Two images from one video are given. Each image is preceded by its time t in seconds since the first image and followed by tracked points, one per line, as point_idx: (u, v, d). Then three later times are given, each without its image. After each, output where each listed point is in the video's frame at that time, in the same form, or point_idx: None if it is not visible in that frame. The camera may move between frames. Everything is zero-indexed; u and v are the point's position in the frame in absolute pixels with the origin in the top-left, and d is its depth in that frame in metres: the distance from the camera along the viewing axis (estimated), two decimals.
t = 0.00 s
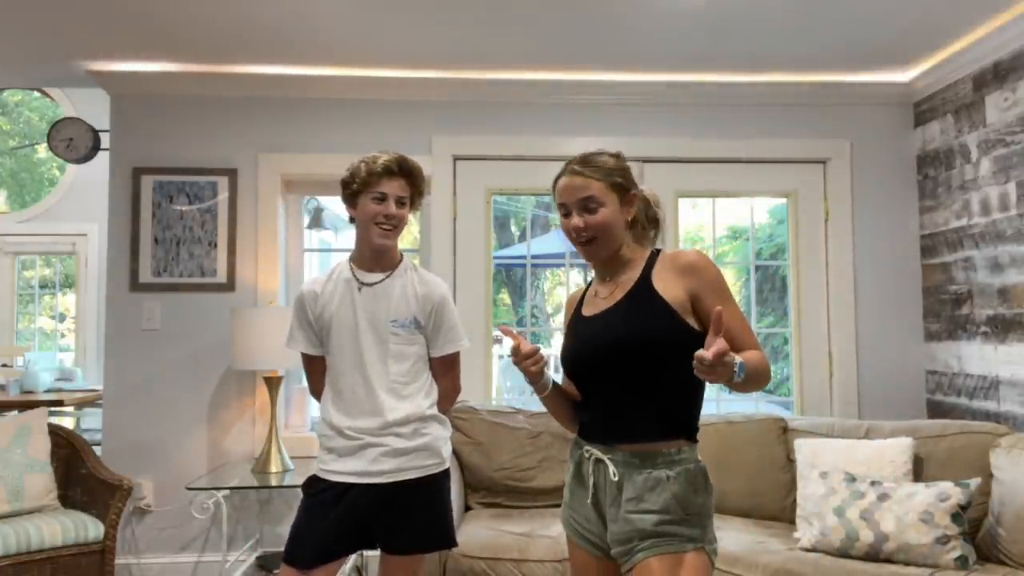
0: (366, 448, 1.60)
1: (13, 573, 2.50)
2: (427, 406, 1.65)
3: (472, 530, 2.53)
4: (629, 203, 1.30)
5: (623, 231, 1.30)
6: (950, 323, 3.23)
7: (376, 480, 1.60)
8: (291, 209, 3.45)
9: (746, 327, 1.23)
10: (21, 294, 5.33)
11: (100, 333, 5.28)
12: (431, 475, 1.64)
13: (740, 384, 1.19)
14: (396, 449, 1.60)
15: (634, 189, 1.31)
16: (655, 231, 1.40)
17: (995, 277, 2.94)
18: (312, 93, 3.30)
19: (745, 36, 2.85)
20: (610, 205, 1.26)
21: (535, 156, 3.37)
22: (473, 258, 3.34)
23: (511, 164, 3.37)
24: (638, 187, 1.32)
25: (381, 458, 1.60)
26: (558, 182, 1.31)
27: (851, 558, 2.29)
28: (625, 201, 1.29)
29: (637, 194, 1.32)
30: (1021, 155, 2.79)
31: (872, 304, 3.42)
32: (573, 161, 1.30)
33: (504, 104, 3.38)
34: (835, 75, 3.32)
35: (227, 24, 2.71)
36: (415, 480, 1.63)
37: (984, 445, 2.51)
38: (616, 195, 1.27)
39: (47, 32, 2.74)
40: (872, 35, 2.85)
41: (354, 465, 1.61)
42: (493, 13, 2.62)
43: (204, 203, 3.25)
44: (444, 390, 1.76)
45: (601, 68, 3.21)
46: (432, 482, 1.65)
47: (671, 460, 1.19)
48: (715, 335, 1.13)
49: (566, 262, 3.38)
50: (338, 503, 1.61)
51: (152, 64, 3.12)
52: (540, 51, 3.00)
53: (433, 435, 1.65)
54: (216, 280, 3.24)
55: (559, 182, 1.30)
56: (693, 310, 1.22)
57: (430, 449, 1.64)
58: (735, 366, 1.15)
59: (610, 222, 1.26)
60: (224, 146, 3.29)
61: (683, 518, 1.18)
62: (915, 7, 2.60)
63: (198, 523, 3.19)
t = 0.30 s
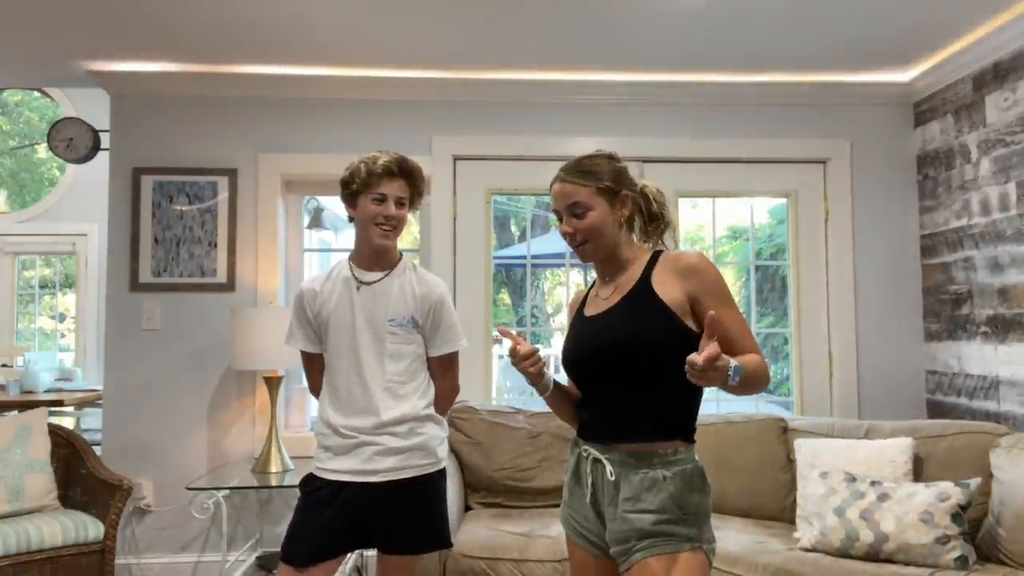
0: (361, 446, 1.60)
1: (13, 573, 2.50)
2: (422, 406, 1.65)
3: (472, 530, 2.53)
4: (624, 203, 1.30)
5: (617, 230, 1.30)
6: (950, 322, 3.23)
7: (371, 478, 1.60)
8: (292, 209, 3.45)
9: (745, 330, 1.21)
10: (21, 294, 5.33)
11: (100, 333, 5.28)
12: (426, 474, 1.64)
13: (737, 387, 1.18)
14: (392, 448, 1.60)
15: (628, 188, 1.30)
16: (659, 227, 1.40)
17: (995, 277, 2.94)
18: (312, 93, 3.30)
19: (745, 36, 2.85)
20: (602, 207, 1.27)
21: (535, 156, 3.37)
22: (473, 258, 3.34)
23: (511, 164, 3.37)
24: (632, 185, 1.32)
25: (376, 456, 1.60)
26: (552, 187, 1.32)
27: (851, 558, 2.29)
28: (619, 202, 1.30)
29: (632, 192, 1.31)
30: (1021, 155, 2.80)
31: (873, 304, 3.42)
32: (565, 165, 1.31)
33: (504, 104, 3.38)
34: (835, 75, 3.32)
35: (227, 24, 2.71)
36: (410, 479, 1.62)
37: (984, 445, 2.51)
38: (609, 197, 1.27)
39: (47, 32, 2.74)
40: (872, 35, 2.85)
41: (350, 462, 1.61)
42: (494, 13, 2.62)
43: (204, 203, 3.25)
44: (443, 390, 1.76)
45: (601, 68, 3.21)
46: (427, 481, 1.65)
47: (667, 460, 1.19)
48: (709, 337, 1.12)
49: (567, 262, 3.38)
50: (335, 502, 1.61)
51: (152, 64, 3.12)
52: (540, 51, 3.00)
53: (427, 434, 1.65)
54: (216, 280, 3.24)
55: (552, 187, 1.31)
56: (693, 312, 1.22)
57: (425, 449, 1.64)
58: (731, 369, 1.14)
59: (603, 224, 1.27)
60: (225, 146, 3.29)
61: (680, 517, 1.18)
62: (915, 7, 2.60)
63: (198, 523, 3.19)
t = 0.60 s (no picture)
0: (360, 446, 1.60)
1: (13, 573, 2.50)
2: (422, 406, 1.65)
3: (472, 530, 2.53)
4: (615, 202, 1.29)
5: (609, 230, 1.30)
6: (950, 322, 3.23)
7: (370, 478, 1.60)
8: (291, 210, 3.45)
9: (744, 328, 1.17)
10: (21, 294, 5.33)
11: (100, 333, 5.28)
12: (425, 473, 1.64)
13: (731, 384, 1.13)
14: (391, 448, 1.60)
15: (617, 187, 1.30)
16: (655, 225, 1.38)
17: (995, 277, 2.94)
18: (312, 93, 3.30)
19: (744, 36, 2.84)
20: (592, 207, 1.27)
21: (535, 156, 3.37)
22: (473, 258, 3.34)
23: (511, 164, 3.37)
24: (624, 184, 1.31)
25: (375, 456, 1.60)
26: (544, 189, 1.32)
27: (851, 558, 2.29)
28: (610, 202, 1.29)
29: (624, 191, 1.31)
30: (1021, 155, 2.79)
31: (873, 304, 3.42)
32: (555, 167, 1.31)
33: (504, 104, 3.38)
34: (835, 75, 3.32)
35: (226, 23, 2.70)
36: (409, 478, 1.62)
37: (984, 445, 2.50)
38: (599, 197, 1.27)
39: (47, 32, 2.74)
40: (871, 35, 2.85)
41: (350, 462, 1.61)
42: (493, 13, 2.61)
43: (204, 203, 3.25)
44: (442, 391, 1.76)
45: (601, 68, 3.21)
46: (426, 481, 1.65)
47: (662, 459, 1.19)
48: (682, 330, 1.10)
49: (567, 262, 3.38)
50: (334, 502, 1.61)
51: (152, 64, 3.12)
52: (540, 51, 3.00)
53: (426, 434, 1.65)
54: (216, 280, 3.24)
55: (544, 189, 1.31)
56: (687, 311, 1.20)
57: (425, 448, 1.64)
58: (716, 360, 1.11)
59: (592, 224, 1.27)
60: (225, 146, 3.29)
61: (675, 516, 1.17)
62: (915, 7, 2.60)
63: (198, 523, 3.19)
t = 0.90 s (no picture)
0: (360, 446, 1.60)
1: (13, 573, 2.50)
2: (422, 407, 1.65)
3: (473, 529, 2.53)
4: (622, 190, 1.20)
5: (616, 219, 1.21)
6: (950, 323, 3.23)
7: (370, 477, 1.60)
8: (291, 209, 3.45)
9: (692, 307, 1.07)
10: (21, 294, 5.33)
11: (100, 333, 5.28)
12: (425, 473, 1.64)
13: (625, 312, 1.01)
14: (391, 448, 1.60)
15: (625, 173, 1.20)
16: (663, 210, 1.29)
17: (994, 277, 2.94)
18: (312, 93, 3.30)
19: (744, 36, 2.84)
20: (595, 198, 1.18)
21: (535, 156, 3.37)
22: (472, 257, 3.35)
23: (511, 164, 3.37)
24: (630, 170, 1.21)
25: (376, 456, 1.60)
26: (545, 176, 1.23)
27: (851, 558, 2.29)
28: (615, 189, 1.19)
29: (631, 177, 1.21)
30: (1021, 155, 2.80)
31: (872, 304, 3.42)
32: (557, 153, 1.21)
33: (504, 104, 3.38)
34: (835, 75, 3.32)
35: (227, 23, 2.70)
36: (409, 478, 1.62)
37: (984, 445, 2.50)
38: (603, 186, 1.18)
39: (47, 32, 2.74)
40: (870, 36, 2.85)
41: (349, 462, 1.60)
42: (493, 13, 2.62)
43: (204, 203, 3.25)
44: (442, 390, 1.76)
45: (601, 68, 3.21)
46: (426, 480, 1.65)
47: (667, 449, 1.16)
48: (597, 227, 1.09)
49: (567, 262, 3.38)
50: (334, 501, 1.61)
51: (152, 64, 3.12)
52: (540, 51, 3.00)
53: (426, 434, 1.65)
54: (216, 280, 3.24)
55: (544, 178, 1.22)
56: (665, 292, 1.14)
57: (424, 448, 1.64)
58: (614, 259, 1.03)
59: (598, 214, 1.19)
60: (225, 146, 3.29)
61: (682, 509, 1.14)
62: (915, 7, 2.60)
63: (199, 523, 3.19)
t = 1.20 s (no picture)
0: (361, 446, 1.60)
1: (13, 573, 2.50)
2: (422, 407, 1.66)
3: (473, 530, 2.52)
4: (635, 200, 1.15)
5: (632, 229, 1.16)
6: (950, 323, 3.24)
7: (371, 477, 1.60)
8: (291, 210, 3.45)
9: (636, 332, 1.06)
10: (21, 294, 5.33)
11: (100, 333, 5.28)
12: (427, 473, 1.64)
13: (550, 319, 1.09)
14: (392, 447, 1.60)
15: (640, 181, 1.16)
16: (684, 218, 1.25)
17: (994, 277, 2.94)
18: (313, 93, 3.30)
19: (744, 36, 2.85)
20: (608, 208, 1.13)
21: (535, 156, 3.37)
22: (473, 258, 3.35)
23: (511, 164, 3.37)
24: (643, 178, 1.16)
25: (376, 456, 1.60)
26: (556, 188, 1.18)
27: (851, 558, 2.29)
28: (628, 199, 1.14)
29: (643, 185, 1.16)
30: (1021, 155, 2.80)
31: (872, 304, 3.42)
32: (568, 163, 1.17)
33: (504, 104, 3.37)
34: (835, 75, 3.33)
35: (227, 23, 2.71)
36: (411, 478, 1.62)
37: (984, 445, 2.50)
38: (616, 196, 1.13)
39: (47, 32, 2.74)
40: (870, 36, 2.86)
41: (350, 462, 1.61)
42: (493, 13, 2.62)
43: (204, 203, 3.25)
44: (442, 389, 1.76)
45: (601, 68, 3.21)
46: (428, 481, 1.64)
47: (681, 472, 1.11)
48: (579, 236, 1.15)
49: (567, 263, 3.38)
50: (335, 501, 1.61)
51: (153, 64, 3.12)
52: (540, 51, 3.00)
53: (427, 434, 1.65)
54: (216, 280, 3.24)
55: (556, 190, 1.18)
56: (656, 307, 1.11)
57: (425, 448, 1.64)
58: (553, 264, 1.12)
59: (612, 226, 1.14)
60: (225, 146, 3.29)
61: (690, 537, 1.10)
62: (915, 7, 2.60)
63: (199, 523, 3.19)
